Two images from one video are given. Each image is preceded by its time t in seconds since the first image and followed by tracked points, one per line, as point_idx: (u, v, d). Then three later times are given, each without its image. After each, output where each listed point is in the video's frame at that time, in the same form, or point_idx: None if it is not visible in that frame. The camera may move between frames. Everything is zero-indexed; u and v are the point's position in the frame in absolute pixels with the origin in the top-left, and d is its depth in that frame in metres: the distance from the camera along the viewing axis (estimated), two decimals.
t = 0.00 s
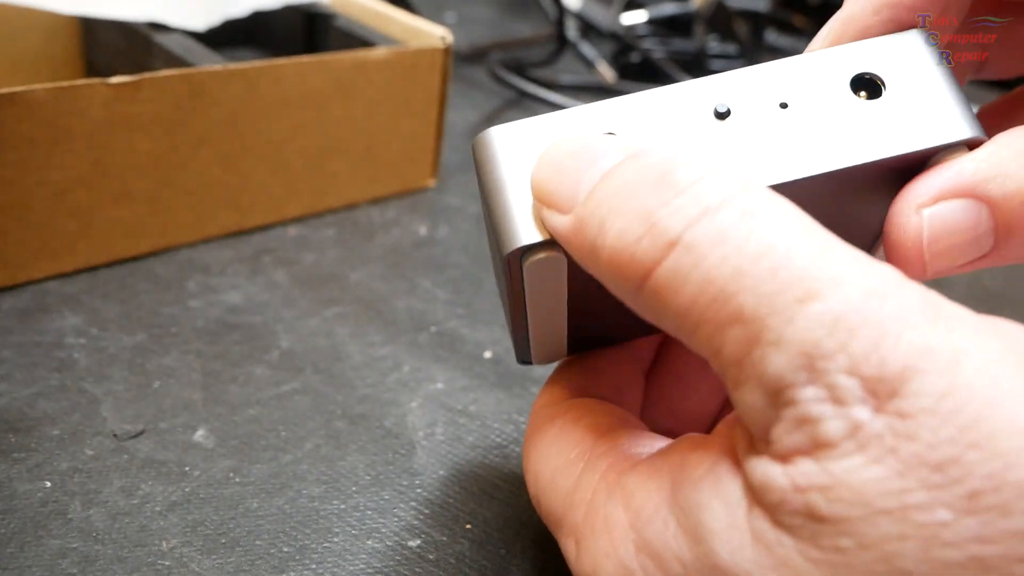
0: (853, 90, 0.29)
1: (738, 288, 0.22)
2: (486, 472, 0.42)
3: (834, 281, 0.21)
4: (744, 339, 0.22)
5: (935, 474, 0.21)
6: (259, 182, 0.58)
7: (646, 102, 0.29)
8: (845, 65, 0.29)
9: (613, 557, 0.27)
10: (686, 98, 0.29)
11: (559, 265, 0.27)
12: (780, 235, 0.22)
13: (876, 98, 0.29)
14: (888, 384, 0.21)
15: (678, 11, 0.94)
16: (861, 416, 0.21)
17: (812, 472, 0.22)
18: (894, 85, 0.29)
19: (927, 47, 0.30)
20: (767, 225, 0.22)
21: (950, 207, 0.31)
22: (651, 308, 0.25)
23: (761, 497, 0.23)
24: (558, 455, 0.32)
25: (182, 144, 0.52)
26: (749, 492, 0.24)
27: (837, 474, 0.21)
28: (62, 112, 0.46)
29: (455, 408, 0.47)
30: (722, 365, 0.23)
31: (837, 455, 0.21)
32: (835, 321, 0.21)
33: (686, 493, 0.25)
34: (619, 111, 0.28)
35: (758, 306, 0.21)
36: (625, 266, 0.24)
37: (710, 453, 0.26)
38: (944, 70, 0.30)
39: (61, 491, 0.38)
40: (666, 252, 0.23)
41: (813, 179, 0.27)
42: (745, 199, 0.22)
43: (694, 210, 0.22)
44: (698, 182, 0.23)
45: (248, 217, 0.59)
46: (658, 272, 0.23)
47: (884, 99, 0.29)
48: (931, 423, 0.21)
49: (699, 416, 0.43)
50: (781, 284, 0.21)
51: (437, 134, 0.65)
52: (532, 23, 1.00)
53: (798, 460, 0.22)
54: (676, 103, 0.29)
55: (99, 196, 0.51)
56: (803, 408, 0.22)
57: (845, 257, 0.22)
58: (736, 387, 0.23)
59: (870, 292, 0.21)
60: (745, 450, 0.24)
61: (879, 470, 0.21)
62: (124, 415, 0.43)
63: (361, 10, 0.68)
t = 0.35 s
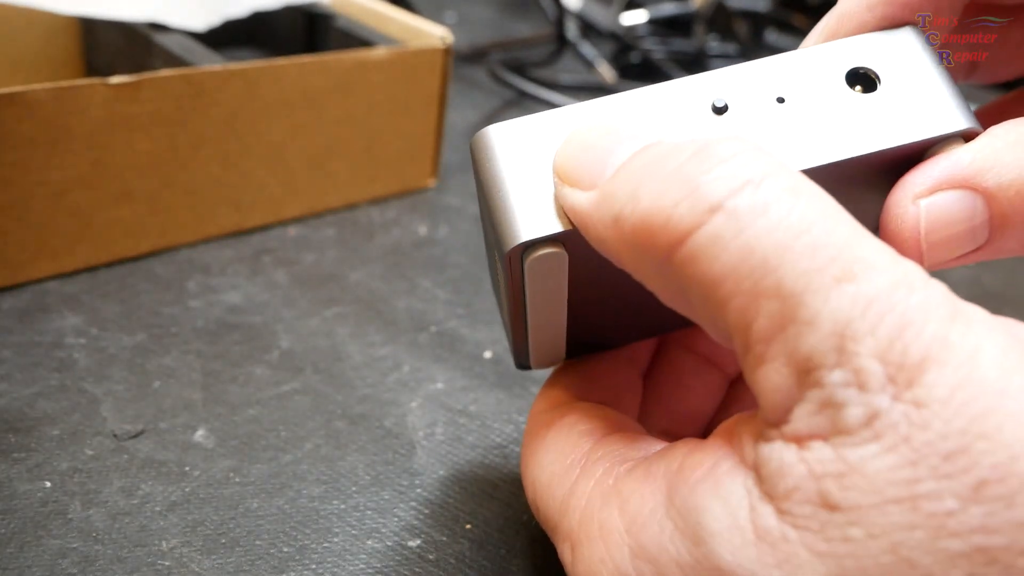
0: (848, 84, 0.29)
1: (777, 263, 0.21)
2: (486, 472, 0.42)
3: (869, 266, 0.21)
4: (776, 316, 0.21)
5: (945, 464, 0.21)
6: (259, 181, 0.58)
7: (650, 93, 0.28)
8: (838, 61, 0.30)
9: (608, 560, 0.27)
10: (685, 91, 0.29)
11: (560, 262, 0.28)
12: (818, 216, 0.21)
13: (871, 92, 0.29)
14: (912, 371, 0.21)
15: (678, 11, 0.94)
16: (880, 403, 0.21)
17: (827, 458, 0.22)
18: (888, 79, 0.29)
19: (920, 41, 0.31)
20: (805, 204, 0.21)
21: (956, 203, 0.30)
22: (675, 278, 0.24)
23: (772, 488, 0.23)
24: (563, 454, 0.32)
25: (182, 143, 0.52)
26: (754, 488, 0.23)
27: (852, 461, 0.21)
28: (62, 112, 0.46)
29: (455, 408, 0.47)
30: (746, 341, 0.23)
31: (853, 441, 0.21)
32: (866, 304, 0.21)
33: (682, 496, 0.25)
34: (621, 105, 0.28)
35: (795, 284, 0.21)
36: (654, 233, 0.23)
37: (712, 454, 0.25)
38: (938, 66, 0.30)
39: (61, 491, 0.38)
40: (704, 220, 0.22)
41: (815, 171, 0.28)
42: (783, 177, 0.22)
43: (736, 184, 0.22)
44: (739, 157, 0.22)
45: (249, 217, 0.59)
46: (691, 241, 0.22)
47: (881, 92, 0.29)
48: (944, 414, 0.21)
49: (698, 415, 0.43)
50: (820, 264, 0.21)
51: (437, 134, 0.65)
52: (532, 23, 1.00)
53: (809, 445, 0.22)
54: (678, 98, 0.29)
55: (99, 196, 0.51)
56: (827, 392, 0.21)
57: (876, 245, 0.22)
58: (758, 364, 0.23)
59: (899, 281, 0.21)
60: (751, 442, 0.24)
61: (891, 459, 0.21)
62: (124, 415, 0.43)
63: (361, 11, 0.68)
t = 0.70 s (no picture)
0: (839, 76, 0.30)
1: (813, 226, 0.18)
2: (486, 473, 0.42)
3: (925, 248, 0.18)
4: (805, 285, 0.18)
5: (996, 494, 0.17)
6: (259, 181, 0.58)
7: (639, 79, 0.29)
8: (831, 52, 0.30)
9: (613, 557, 0.26)
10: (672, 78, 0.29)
11: (543, 245, 0.28)
12: (878, 184, 0.18)
13: (862, 84, 0.29)
14: (966, 379, 0.17)
15: (678, 11, 0.94)
16: (917, 411, 0.17)
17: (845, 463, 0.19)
18: (880, 73, 0.29)
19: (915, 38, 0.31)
20: (865, 168, 0.18)
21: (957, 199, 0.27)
22: (709, 240, 0.21)
23: (789, 485, 0.21)
24: (566, 452, 0.31)
25: (182, 143, 0.52)
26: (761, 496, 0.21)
27: (876, 472, 0.18)
28: (62, 112, 0.46)
29: (455, 408, 0.47)
30: (770, 315, 0.20)
31: (880, 451, 0.18)
32: (914, 289, 0.17)
33: (697, 496, 0.23)
34: (609, 91, 0.29)
35: (831, 253, 0.18)
36: (689, 183, 0.21)
37: (721, 450, 0.24)
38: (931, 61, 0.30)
39: (61, 490, 0.38)
40: (739, 172, 0.19)
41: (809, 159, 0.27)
42: (846, 136, 0.19)
43: (785, 137, 0.19)
44: (805, 108, 0.20)
45: (248, 217, 0.59)
46: (721, 194, 0.20)
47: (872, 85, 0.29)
48: (997, 436, 0.17)
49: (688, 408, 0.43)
50: (865, 236, 0.18)
51: (437, 134, 0.65)
52: (532, 23, 1.00)
53: (828, 444, 0.19)
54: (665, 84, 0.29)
55: (99, 196, 0.51)
56: (854, 387, 0.18)
57: (943, 226, 0.18)
58: (783, 341, 0.20)
59: (967, 269, 0.17)
60: (768, 443, 0.21)
61: (924, 478, 0.18)
62: (124, 415, 0.43)
63: (361, 10, 0.68)
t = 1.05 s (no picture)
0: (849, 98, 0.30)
1: (882, 180, 0.19)
2: (486, 473, 0.42)
3: (984, 213, 0.18)
4: (864, 232, 0.19)
5: None
6: (259, 181, 0.58)
7: (652, 90, 0.29)
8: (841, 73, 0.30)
9: (623, 551, 0.25)
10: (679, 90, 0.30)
11: (558, 251, 0.28)
12: (954, 159, 0.19)
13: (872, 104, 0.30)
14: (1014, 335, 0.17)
15: (678, 11, 0.94)
16: (955, 356, 0.17)
17: (880, 414, 0.18)
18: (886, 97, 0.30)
19: (917, 60, 0.31)
20: (949, 144, 0.20)
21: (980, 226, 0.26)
22: (790, 205, 0.23)
23: (823, 447, 0.20)
24: (562, 450, 0.31)
25: (182, 143, 0.52)
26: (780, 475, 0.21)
27: (908, 420, 0.18)
28: (62, 113, 0.46)
29: (455, 408, 0.47)
30: (827, 268, 0.20)
31: (912, 399, 0.18)
32: (969, 244, 0.18)
33: (726, 473, 0.23)
34: (627, 98, 0.29)
35: (895, 203, 0.19)
36: (786, 150, 0.23)
37: (749, 427, 0.23)
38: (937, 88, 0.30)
39: (61, 490, 0.38)
40: (828, 133, 0.21)
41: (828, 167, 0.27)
42: (942, 122, 0.20)
43: (881, 109, 0.21)
44: (903, 95, 0.21)
45: (248, 217, 0.59)
46: (809, 154, 0.22)
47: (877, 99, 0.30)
48: None
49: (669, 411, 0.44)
50: (927, 191, 0.19)
51: (437, 134, 0.65)
52: (532, 23, 1.00)
53: (866, 396, 0.19)
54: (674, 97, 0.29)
55: (99, 197, 0.51)
56: (892, 333, 0.18)
57: (1008, 204, 0.19)
58: (836, 293, 0.20)
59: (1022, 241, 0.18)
60: (800, 410, 0.21)
61: (956, 427, 0.17)
62: (124, 415, 0.43)
63: (361, 11, 0.68)
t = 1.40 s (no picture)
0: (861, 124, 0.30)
1: (885, 192, 0.19)
2: (486, 473, 0.42)
3: (988, 226, 0.19)
4: (867, 245, 0.19)
5: None
6: (259, 181, 0.58)
7: (672, 108, 0.29)
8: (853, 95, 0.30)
9: (623, 561, 0.25)
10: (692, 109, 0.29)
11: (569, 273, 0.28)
12: (957, 171, 0.19)
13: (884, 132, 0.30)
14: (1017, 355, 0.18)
15: (678, 11, 0.94)
16: (959, 374, 0.18)
17: (884, 429, 0.19)
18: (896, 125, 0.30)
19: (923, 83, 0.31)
20: (951, 155, 0.20)
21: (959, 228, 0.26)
22: (792, 214, 0.23)
23: (823, 462, 0.20)
24: (559, 453, 0.31)
25: (182, 143, 0.52)
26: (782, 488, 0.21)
27: (913, 438, 0.18)
28: (62, 113, 0.46)
29: (455, 408, 0.47)
30: (826, 280, 0.21)
31: (915, 417, 0.18)
32: (971, 260, 0.18)
33: (725, 487, 0.23)
34: (640, 119, 0.29)
35: (898, 216, 0.19)
36: (791, 157, 0.23)
37: (750, 440, 0.23)
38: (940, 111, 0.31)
39: (61, 490, 0.38)
40: (834, 143, 0.21)
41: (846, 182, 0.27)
42: (941, 132, 0.20)
43: (887, 118, 0.20)
44: (907, 104, 0.21)
45: (249, 217, 0.59)
46: (813, 164, 0.21)
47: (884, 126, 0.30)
48: None
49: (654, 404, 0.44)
50: (931, 204, 0.19)
51: (437, 133, 0.65)
52: (532, 23, 1.00)
53: (867, 411, 0.19)
54: (685, 118, 0.29)
55: (98, 197, 0.51)
56: (896, 348, 0.18)
57: (1009, 217, 0.19)
58: (837, 306, 0.20)
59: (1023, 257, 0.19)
60: (801, 425, 0.21)
61: (960, 447, 0.18)
62: (124, 415, 0.43)
63: (361, 11, 0.68)
